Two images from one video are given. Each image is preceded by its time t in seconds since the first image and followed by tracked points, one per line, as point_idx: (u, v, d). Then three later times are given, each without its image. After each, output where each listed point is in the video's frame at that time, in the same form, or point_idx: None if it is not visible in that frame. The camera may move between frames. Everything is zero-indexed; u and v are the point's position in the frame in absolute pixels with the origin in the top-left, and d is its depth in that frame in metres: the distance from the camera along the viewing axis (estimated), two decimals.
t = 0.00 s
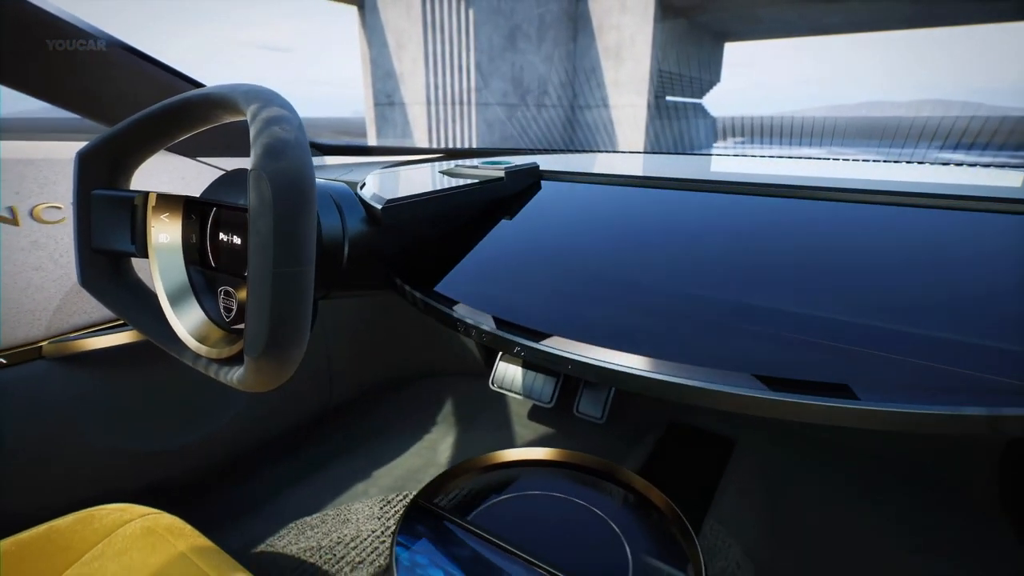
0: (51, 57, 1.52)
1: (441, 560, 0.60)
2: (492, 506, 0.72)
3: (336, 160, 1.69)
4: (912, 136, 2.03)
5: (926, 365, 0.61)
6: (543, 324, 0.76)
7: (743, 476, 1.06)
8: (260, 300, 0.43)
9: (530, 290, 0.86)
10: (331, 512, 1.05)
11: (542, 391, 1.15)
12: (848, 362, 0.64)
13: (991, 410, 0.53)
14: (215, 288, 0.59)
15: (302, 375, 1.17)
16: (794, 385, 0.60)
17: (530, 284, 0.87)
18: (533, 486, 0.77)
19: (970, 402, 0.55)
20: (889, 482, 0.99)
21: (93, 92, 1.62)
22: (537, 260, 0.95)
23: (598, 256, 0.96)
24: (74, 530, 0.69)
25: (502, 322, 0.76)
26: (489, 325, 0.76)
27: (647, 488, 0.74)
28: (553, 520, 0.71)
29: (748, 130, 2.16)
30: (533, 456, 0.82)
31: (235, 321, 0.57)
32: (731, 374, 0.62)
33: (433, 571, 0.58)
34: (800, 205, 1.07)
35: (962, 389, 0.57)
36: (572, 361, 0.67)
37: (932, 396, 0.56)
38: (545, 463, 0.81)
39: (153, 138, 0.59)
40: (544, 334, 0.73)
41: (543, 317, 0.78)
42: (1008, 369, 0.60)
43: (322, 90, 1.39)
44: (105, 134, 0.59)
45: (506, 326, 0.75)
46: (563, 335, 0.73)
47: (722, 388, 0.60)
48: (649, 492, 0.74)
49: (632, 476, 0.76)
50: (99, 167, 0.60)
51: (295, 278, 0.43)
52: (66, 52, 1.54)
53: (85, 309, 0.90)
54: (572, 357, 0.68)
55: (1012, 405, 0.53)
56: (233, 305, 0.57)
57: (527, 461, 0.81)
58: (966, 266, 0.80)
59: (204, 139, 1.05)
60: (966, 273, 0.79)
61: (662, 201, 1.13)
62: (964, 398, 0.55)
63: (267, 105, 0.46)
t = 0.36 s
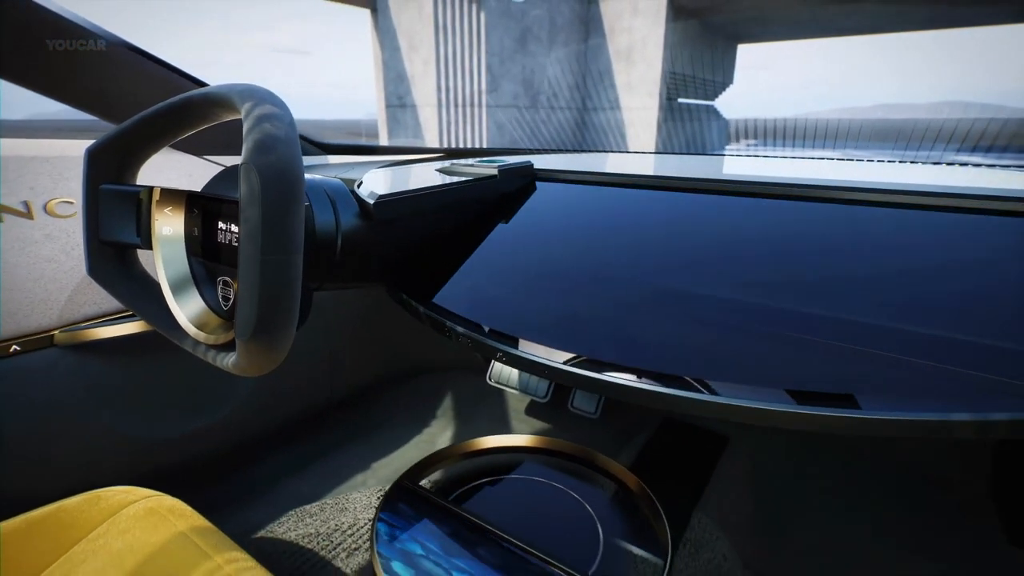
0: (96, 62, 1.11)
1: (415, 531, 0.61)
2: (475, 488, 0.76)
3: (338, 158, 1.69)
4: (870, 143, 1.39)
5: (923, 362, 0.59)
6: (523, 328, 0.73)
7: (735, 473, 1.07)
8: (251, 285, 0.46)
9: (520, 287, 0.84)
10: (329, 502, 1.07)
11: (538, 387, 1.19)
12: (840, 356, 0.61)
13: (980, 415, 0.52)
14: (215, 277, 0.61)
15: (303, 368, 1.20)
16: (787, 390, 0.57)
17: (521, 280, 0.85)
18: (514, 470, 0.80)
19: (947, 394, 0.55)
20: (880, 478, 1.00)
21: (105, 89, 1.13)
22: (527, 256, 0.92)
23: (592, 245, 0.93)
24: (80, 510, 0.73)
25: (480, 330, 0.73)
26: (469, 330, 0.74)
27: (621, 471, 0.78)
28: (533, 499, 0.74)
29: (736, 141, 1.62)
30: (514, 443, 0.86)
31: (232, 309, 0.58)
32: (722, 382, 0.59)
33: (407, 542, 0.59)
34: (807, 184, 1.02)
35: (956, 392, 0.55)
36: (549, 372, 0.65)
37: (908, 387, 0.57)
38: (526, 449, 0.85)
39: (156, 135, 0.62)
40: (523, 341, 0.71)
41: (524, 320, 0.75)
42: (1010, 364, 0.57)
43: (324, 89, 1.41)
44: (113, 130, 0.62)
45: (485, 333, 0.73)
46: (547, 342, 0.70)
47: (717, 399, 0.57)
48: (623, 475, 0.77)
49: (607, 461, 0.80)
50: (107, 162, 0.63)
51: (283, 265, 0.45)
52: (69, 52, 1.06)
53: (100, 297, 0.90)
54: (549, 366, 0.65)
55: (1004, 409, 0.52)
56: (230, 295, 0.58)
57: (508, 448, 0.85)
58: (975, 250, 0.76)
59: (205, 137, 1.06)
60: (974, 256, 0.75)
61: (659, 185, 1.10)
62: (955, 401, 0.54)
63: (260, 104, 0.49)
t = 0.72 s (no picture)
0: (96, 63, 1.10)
1: (400, 512, 0.62)
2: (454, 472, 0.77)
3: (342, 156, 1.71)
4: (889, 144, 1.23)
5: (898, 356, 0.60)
6: (511, 330, 0.75)
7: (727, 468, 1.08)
8: (243, 275, 0.48)
9: (512, 284, 0.86)
10: (328, 491, 1.10)
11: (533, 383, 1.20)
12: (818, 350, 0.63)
13: (962, 413, 0.53)
14: (215, 269, 0.63)
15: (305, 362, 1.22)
16: (768, 392, 0.58)
17: (513, 277, 0.87)
18: (494, 457, 0.81)
19: (925, 388, 0.57)
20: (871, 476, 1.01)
21: (112, 89, 1.14)
22: (522, 254, 0.94)
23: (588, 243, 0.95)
24: (87, 492, 0.76)
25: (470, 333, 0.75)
26: (459, 331, 0.76)
27: (600, 457, 0.79)
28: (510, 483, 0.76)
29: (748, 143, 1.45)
30: (498, 430, 0.86)
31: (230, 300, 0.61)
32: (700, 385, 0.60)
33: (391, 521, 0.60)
34: (806, 180, 1.02)
35: (944, 393, 0.56)
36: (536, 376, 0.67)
37: (881, 382, 0.58)
38: (509, 437, 0.85)
39: (161, 134, 0.65)
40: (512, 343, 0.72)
41: (515, 318, 0.77)
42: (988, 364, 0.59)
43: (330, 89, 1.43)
44: (120, 129, 0.65)
45: (474, 335, 0.74)
46: (534, 344, 0.71)
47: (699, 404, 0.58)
48: (602, 462, 0.78)
49: (586, 446, 0.80)
50: (115, 159, 0.66)
51: (274, 255, 0.48)
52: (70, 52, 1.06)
53: (109, 290, 0.92)
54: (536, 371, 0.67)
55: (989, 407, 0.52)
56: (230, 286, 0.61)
57: (490, 435, 0.85)
58: (964, 251, 0.77)
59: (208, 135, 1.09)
60: (960, 255, 0.76)
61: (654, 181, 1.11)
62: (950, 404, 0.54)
63: (256, 102, 0.51)
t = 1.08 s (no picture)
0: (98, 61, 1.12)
1: (386, 491, 0.59)
2: (439, 459, 0.78)
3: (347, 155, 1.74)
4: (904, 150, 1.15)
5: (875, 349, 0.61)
6: (503, 329, 0.76)
7: (720, 464, 1.09)
8: (238, 265, 0.51)
9: (505, 279, 0.88)
10: (329, 481, 1.13)
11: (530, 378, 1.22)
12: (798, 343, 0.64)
13: (924, 406, 0.54)
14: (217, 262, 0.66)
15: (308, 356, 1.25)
16: (748, 389, 0.59)
17: (506, 272, 0.89)
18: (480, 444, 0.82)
19: (899, 382, 0.58)
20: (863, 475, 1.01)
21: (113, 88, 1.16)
22: (514, 253, 0.96)
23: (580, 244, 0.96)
24: (97, 475, 0.79)
25: (463, 333, 0.76)
26: (451, 331, 0.77)
27: (583, 445, 0.80)
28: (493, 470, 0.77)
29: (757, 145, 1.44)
30: (484, 419, 0.86)
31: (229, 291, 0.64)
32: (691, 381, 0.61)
33: (376, 500, 0.57)
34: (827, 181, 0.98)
35: (904, 385, 0.57)
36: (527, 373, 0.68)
37: (858, 374, 0.60)
38: (496, 426, 0.86)
39: (167, 133, 0.68)
40: (503, 343, 0.73)
41: (506, 313, 0.79)
42: (958, 358, 0.60)
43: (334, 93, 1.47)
44: (128, 128, 0.68)
45: (468, 335, 0.76)
46: (525, 341, 0.73)
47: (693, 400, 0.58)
48: (584, 450, 0.79)
49: (567, 433, 0.82)
50: (123, 157, 0.69)
51: (267, 246, 0.51)
52: (70, 51, 1.08)
53: (119, 282, 0.96)
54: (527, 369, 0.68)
55: (949, 400, 0.54)
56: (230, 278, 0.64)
57: (476, 423, 0.85)
58: (954, 243, 0.77)
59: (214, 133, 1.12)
60: (945, 249, 0.77)
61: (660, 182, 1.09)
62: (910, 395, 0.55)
63: (253, 101, 0.54)
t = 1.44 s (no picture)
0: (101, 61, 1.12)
1: (372, 472, 0.62)
2: (426, 446, 0.80)
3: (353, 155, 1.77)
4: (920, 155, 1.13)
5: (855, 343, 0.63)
6: (496, 322, 0.77)
7: (713, 459, 1.10)
8: (235, 255, 0.54)
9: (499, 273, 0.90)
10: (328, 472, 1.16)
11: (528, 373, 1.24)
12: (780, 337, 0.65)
13: (882, 393, 0.53)
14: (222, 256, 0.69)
15: (310, 350, 1.28)
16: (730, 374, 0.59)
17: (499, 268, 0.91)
18: (465, 432, 0.84)
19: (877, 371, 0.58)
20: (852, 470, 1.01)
21: (121, 88, 1.17)
22: (506, 244, 0.96)
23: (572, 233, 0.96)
24: (103, 460, 0.83)
25: (452, 325, 0.78)
26: (441, 325, 0.79)
27: (561, 430, 0.84)
28: (476, 454, 0.79)
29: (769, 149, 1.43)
30: (468, 410, 0.88)
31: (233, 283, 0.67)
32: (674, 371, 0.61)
33: (364, 481, 0.60)
34: (842, 181, 0.91)
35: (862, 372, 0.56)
36: (522, 365, 0.68)
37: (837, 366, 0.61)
38: (479, 416, 0.88)
39: (173, 132, 0.71)
40: (497, 336, 0.74)
41: (497, 305, 0.81)
42: (925, 346, 0.58)
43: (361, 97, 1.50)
44: (136, 128, 0.71)
45: (461, 329, 0.77)
46: (517, 334, 0.73)
47: (676, 388, 0.58)
48: (563, 434, 0.83)
49: (549, 421, 0.85)
50: (132, 155, 0.72)
51: (262, 237, 0.53)
52: (70, 52, 1.09)
53: (127, 275, 0.99)
54: (520, 362, 0.69)
55: (906, 388, 0.53)
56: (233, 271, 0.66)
57: (460, 413, 0.87)
58: (943, 237, 0.74)
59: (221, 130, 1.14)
60: (931, 240, 0.74)
61: (663, 179, 1.05)
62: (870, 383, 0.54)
63: (250, 101, 0.57)
